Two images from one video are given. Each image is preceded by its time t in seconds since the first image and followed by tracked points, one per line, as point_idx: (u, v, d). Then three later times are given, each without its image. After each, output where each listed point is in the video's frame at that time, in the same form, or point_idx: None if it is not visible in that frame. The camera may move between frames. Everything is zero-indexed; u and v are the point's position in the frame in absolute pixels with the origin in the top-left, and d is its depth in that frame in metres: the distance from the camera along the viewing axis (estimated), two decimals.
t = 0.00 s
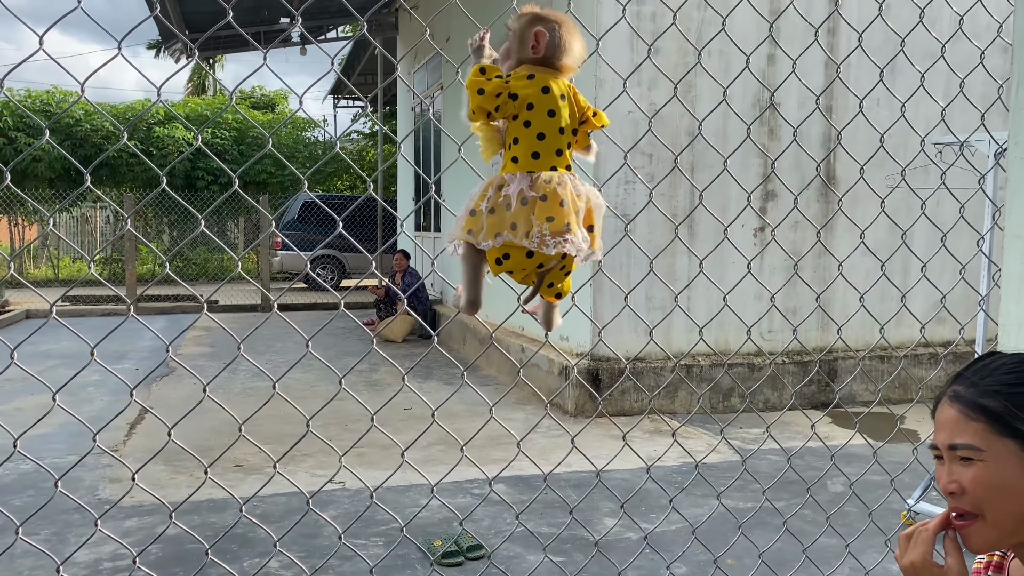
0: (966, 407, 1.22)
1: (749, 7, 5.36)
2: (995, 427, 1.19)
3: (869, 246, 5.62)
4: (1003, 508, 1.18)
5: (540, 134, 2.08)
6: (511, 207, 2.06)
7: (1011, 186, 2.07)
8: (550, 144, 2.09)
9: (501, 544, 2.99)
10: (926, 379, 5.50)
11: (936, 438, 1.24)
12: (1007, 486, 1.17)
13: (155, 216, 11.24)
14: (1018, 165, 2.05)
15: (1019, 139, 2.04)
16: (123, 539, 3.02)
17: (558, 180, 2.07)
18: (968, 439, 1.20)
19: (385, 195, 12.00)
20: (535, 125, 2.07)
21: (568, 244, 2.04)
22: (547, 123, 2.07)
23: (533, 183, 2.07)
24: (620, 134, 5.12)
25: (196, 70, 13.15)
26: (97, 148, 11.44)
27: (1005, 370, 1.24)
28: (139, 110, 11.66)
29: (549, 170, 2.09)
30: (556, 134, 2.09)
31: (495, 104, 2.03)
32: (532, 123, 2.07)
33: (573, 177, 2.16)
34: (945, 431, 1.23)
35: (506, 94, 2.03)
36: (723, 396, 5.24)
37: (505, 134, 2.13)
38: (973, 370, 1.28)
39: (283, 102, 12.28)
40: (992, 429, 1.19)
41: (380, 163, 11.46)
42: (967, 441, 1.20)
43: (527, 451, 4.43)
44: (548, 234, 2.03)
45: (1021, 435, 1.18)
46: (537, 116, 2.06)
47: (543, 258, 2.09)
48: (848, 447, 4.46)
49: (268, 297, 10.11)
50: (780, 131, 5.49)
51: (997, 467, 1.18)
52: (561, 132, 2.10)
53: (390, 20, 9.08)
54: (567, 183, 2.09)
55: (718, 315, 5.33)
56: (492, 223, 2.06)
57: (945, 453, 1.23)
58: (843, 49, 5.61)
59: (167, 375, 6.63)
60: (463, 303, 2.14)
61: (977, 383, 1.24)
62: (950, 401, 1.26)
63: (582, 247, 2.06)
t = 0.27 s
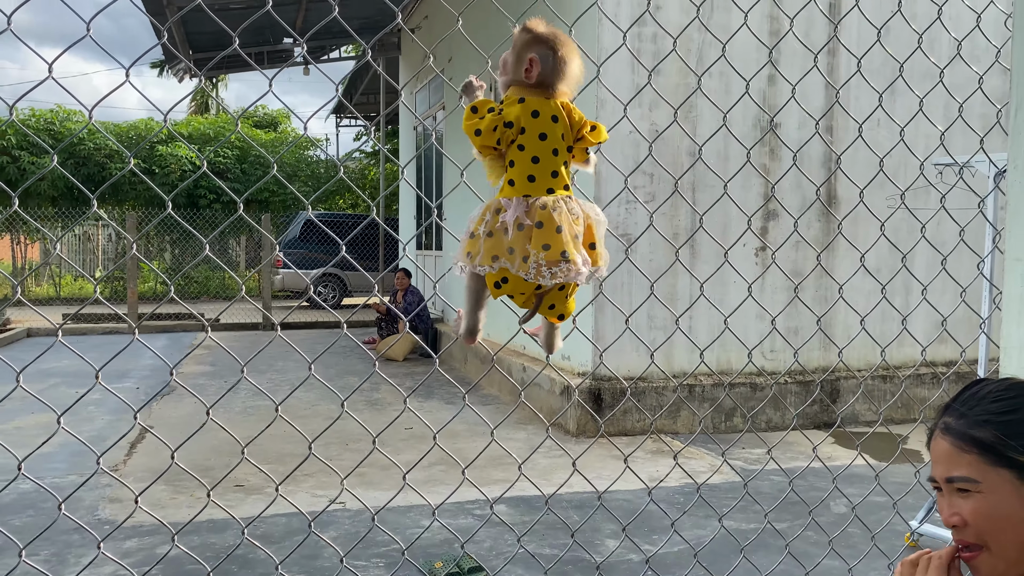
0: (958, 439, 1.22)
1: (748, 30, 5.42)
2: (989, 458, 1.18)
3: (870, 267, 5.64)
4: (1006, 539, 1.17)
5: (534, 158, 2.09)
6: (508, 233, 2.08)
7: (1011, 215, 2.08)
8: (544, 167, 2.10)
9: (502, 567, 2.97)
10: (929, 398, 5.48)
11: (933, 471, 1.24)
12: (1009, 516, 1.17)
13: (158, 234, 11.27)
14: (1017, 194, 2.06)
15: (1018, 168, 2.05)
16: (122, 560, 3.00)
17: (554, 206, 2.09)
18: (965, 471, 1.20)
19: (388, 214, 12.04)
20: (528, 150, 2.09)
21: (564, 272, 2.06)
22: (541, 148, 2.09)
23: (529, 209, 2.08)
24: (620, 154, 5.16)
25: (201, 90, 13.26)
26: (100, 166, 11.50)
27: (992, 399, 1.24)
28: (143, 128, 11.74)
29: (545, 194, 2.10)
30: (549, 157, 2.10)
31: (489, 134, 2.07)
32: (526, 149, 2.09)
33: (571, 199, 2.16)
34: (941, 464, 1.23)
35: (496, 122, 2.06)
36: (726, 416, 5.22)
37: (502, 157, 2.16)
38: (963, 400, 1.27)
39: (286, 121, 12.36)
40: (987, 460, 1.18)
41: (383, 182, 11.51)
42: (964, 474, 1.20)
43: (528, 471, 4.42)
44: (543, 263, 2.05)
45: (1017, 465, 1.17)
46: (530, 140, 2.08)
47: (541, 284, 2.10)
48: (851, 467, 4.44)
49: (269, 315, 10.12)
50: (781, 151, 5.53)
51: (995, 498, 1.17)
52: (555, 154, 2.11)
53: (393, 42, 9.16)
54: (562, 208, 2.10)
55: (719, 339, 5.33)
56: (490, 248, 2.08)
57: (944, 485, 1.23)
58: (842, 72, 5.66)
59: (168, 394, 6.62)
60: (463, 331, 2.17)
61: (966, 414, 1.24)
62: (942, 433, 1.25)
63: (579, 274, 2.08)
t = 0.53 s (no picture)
0: (958, 466, 1.21)
1: (749, 53, 5.47)
2: (991, 484, 1.18)
3: (872, 287, 5.66)
4: (1013, 567, 1.16)
5: (506, 151, 2.08)
6: (484, 230, 2.08)
7: (1013, 237, 2.09)
8: (517, 159, 2.08)
9: None
10: (933, 419, 5.46)
11: (936, 499, 1.23)
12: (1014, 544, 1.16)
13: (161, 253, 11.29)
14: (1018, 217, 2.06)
15: (1019, 192, 2.06)
16: None
17: (526, 196, 2.04)
18: (968, 500, 1.19)
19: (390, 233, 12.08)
20: (500, 144, 2.08)
21: (537, 260, 2.00)
22: (512, 141, 2.06)
23: (501, 202, 2.07)
24: (620, 173, 5.21)
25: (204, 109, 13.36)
26: (104, 186, 11.56)
27: (991, 424, 1.23)
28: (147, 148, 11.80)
29: (519, 186, 2.07)
30: (522, 149, 2.07)
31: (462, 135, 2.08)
32: (499, 144, 2.08)
33: (550, 187, 2.10)
34: (943, 493, 1.22)
35: (472, 123, 2.08)
36: (729, 437, 5.20)
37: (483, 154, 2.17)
38: (960, 427, 1.27)
39: (290, 142, 12.44)
40: (988, 488, 1.18)
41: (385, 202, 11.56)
42: (967, 501, 1.19)
43: (530, 492, 4.40)
44: (516, 253, 2.00)
45: (1019, 491, 1.17)
46: (501, 134, 2.06)
47: (526, 276, 2.05)
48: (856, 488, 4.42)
49: (271, 334, 10.12)
50: (782, 172, 5.57)
51: (1000, 526, 1.17)
52: (528, 145, 2.07)
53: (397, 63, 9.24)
54: (536, 197, 2.04)
55: (722, 361, 5.33)
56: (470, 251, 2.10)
57: (947, 515, 1.22)
58: (843, 95, 5.70)
59: (169, 415, 6.62)
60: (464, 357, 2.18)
61: (966, 440, 1.23)
62: (943, 460, 1.25)
63: (557, 260, 2.00)
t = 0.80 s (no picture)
0: (959, 496, 1.20)
1: (749, 78, 5.51)
2: (992, 515, 1.17)
3: (873, 310, 5.66)
4: None
5: (492, 156, 2.09)
6: (463, 232, 2.09)
7: (1013, 263, 2.09)
8: (503, 164, 2.09)
9: None
10: (936, 440, 5.44)
11: (937, 529, 1.22)
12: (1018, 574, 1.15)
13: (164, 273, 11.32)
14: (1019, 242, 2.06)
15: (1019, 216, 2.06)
16: None
17: (507, 202, 2.05)
18: (970, 531, 1.18)
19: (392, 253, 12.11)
20: (487, 149, 2.09)
21: (508, 267, 2.00)
22: (498, 146, 2.08)
23: (482, 207, 2.08)
24: (620, 193, 5.26)
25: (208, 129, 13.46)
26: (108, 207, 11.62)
27: (990, 453, 1.22)
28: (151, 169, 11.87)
29: (502, 191, 2.08)
30: (508, 154, 2.08)
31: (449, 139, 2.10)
32: (486, 149, 2.09)
33: (536, 195, 2.10)
34: (945, 523, 1.21)
35: (461, 126, 2.08)
36: (732, 459, 5.18)
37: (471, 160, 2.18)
38: (959, 455, 1.26)
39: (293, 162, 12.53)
40: (989, 518, 1.17)
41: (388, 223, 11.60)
42: (970, 532, 1.18)
43: (531, 515, 4.38)
44: (489, 257, 2.00)
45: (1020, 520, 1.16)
46: (488, 139, 2.08)
47: (498, 282, 2.04)
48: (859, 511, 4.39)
49: (272, 354, 10.12)
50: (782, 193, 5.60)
51: (1003, 556, 1.16)
52: (515, 150, 2.08)
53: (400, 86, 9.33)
54: (517, 203, 2.05)
55: (725, 385, 5.32)
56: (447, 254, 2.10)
57: (948, 544, 1.21)
58: (843, 120, 5.74)
59: (170, 436, 6.62)
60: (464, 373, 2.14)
61: (966, 469, 1.22)
62: (943, 490, 1.24)
63: (527, 268, 2.00)
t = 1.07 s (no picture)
0: (959, 524, 1.19)
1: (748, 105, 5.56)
2: (994, 544, 1.15)
3: (873, 335, 5.68)
4: None
5: (511, 176, 2.11)
6: (490, 253, 2.10)
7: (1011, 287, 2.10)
8: (521, 184, 2.12)
9: None
10: (939, 462, 5.40)
11: (937, 558, 1.20)
12: None
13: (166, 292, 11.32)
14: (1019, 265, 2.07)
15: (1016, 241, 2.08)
16: None
17: (532, 218, 2.09)
18: (970, 559, 1.16)
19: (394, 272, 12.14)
20: (504, 169, 2.09)
21: (549, 281, 2.05)
22: (518, 166, 2.09)
23: (509, 225, 2.10)
24: (620, 214, 5.29)
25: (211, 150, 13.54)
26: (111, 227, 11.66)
27: (991, 482, 1.19)
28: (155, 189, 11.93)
29: (524, 209, 2.12)
30: (526, 173, 2.11)
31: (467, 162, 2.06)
32: (504, 170, 2.10)
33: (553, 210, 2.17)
34: (945, 551, 1.19)
35: (479, 149, 2.05)
36: (734, 481, 5.14)
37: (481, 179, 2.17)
38: (959, 482, 1.24)
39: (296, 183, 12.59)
40: (990, 547, 1.15)
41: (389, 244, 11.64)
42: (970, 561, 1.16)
43: (531, 537, 4.36)
44: (528, 274, 2.04)
45: (1021, 550, 1.13)
46: (507, 161, 2.08)
47: (533, 298, 2.09)
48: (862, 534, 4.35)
49: (273, 374, 10.11)
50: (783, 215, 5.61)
51: None
52: (531, 170, 2.11)
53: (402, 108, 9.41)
54: (541, 220, 2.10)
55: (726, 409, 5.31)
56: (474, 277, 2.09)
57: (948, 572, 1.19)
58: (841, 148, 5.78)
59: (170, 456, 6.61)
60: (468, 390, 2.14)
61: (966, 497, 1.20)
62: (942, 517, 1.22)
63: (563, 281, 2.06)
